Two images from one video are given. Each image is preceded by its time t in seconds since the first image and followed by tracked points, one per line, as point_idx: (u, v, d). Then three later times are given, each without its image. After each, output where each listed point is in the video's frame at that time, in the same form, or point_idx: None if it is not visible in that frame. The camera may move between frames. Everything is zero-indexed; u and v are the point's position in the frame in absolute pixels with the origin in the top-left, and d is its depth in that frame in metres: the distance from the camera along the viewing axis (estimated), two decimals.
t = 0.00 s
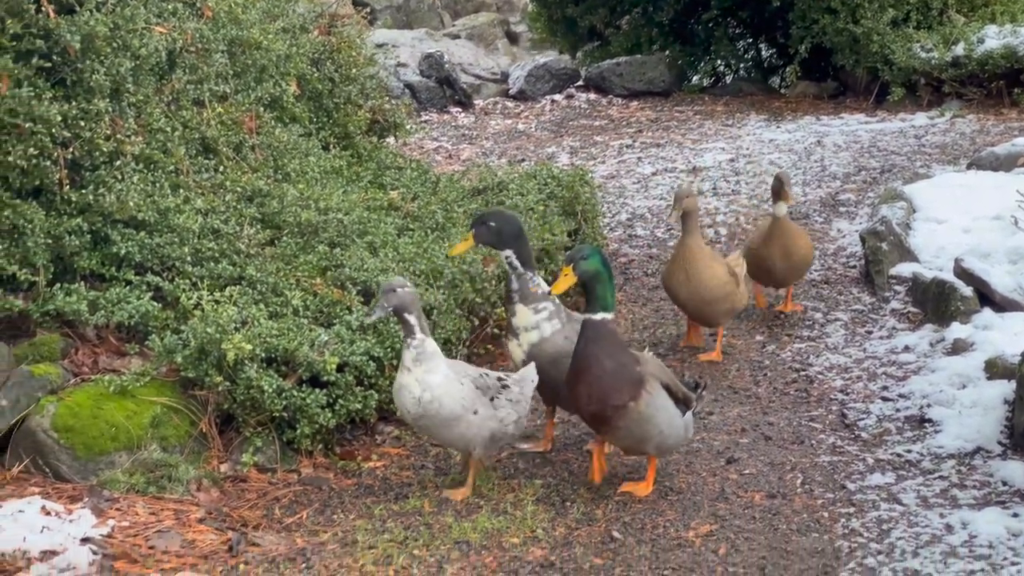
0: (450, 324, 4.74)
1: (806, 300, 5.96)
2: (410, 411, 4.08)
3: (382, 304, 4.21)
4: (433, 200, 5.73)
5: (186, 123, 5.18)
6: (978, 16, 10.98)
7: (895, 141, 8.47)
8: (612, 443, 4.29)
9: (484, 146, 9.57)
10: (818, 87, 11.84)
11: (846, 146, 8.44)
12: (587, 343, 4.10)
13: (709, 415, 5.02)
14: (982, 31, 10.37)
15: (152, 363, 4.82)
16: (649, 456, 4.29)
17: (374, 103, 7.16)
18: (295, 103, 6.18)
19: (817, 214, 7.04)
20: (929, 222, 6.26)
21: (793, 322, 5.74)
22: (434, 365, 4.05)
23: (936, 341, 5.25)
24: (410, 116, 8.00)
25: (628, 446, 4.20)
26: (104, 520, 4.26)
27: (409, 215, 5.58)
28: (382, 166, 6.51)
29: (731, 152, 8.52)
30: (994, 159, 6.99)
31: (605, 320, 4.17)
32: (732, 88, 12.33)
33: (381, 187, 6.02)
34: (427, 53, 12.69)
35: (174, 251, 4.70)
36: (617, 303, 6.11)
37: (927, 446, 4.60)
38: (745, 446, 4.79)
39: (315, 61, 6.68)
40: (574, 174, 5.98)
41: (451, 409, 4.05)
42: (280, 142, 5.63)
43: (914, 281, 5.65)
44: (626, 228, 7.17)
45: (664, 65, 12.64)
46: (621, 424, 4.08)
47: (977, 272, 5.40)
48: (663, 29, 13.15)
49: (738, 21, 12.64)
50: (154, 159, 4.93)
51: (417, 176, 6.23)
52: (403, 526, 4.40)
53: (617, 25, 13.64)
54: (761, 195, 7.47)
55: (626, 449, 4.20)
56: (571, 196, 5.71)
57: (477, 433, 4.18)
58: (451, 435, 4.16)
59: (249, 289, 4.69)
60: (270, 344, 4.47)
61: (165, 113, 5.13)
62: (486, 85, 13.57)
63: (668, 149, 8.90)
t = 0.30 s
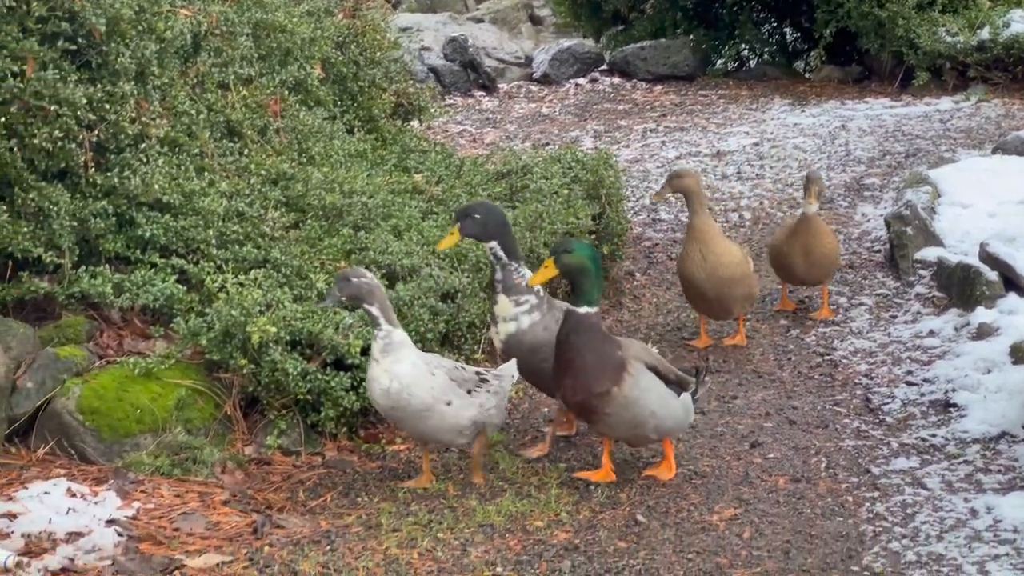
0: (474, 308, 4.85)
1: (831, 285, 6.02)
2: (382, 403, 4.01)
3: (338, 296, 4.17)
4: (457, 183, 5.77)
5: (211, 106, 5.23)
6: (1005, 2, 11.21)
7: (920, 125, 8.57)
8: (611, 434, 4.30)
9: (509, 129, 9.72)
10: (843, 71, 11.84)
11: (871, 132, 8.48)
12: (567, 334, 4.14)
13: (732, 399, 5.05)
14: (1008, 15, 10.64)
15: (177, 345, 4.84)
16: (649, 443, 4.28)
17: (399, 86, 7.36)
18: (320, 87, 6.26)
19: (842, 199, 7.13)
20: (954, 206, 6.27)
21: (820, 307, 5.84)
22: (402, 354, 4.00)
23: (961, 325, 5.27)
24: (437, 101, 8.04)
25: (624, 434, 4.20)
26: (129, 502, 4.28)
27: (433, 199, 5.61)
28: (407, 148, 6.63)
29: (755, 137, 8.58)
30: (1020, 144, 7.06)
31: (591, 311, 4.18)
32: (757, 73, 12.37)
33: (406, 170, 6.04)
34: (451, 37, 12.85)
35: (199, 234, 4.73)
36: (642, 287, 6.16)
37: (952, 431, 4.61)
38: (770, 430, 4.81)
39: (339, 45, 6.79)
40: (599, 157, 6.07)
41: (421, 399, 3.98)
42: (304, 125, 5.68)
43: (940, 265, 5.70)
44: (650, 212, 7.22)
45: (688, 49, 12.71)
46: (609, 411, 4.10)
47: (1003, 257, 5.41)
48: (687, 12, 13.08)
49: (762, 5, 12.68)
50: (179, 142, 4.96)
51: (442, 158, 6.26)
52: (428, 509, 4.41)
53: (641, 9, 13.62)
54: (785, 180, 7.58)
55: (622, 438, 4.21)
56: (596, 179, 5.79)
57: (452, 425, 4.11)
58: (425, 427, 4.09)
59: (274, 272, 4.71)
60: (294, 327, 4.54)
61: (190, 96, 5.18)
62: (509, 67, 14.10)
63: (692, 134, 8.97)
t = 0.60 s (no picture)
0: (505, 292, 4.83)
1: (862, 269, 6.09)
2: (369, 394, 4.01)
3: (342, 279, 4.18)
4: (488, 166, 5.87)
5: (242, 89, 5.33)
6: None
7: (950, 109, 8.86)
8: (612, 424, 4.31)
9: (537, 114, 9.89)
10: (872, 55, 12.09)
11: (899, 115, 8.79)
12: (576, 324, 4.12)
13: (761, 382, 5.08)
14: None
15: (207, 328, 4.86)
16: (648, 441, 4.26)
17: (428, 70, 7.58)
18: (349, 71, 6.48)
19: (871, 182, 7.28)
20: (984, 191, 6.41)
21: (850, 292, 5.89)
22: (389, 347, 3.96)
23: (991, 310, 5.33)
24: (466, 80, 8.30)
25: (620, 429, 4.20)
26: (161, 483, 4.30)
27: (464, 181, 5.64)
28: (436, 133, 6.77)
29: (784, 121, 8.89)
30: None
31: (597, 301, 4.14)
32: (785, 57, 12.54)
33: (435, 152, 6.19)
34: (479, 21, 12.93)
35: (229, 217, 4.76)
36: (670, 271, 6.21)
37: (982, 416, 4.63)
38: (799, 414, 4.83)
39: (370, 28, 7.07)
40: (627, 142, 6.22)
41: (397, 395, 3.93)
42: (335, 108, 5.77)
43: (970, 251, 5.79)
44: (680, 196, 7.24)
45: (717, 32, 12.70)
46: (606, 406, 4.09)
47: None
48: None
49: None
50: (209, 125, 5.04)
51: (472, 142, 6.37)
52: (458, 492, 4.41)
53: None
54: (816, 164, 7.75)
55: (619, 431, 4.21)
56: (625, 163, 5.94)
57: (437, 426, 4.01)
58: (411, 423, 4.03)
59: (304, 255, 4.73)
60: (326, 310, 4.60)
61: (220, 80, 5.27)
62: (537, 52, 14.02)
63: (721, 118, 9.24)
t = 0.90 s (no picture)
0: (537, 277, 4.77)
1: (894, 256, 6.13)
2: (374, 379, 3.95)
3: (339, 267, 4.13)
4: (518, 151, 5.99)
5: (274, 75, 5.39)
6: None
7: (983, 97, 9.07)
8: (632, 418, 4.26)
9: (568, 99, 9.94)
10: (904, 40, 12.19)
11: (933, 101, 8.97)
12: (600, 318, 4.06)
13: (792, 368, 5.09)
14: None
15: (239, 314, 4.87)
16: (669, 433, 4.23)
17: (460, 55, 7.68)
18: (380, 57, 6.62)
19: (903, 168, 7.36)
20: (1018, 177, 6.43)
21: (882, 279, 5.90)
22: (399, 329, 3.93)
23: None
24: (496, 67, 8.39)
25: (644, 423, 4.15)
26: (193, 468, 4.31)
27: (495, 167, 5.77)
28: (467, 118, 6.86)
29: (816, 107, 9.05)
30: None
31: (622, 291, 4.09)
32: (817, 43, 12.60)
33: (465, 139, 6.30)
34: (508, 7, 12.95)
35: (261, 202, 4.77)
36: (700, 257, 6.24)
37: (1016, 403, 4.64)
38: (831, 400, 4.82)
39: (401, 14, 7.14)
40: (658, 127, 6.27)
41: (406, 375, 3.88)
42: (365, 94, 5.92)
43: (1004, 237, 5.79)
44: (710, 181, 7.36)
45: (748, 18, 12.69)
46: (632, 401, 4.04)
47: None
48: None
49: None
50: (241, 111, 5.08)
51: (503, 128, 6.44)
52: (490, 477, 4.40)
53: None
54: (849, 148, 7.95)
55: (642, 425, 4.16)
56: (656, 149, 5.99)
57: (441, 410, 3.97)
58: (416, 410, 3.97)
59: (335, 240, 4.73)
60: (356, 295, 4.64)
61: (252, 64, 5.31)
62: (568, 37, 14.01)
63: (754, 104, 9.36)
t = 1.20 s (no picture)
0: (563, 262, 4.75)
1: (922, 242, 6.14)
2: (394, 364, 3.92)
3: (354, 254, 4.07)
4: (544, 138, 6.03)
5: (300, 60, 5.47)
6: None
7: (1012, 82, 9.07)
8: (645, 410, 4.19)
9: (593, 86, 9.96)
10: (932, 26, 12.18)
11: (961, 86, 8.97)
12: (614, 303, 4.00)
13: (819, 354, 5.09)
14: None
15: (265, 299, 4.87)
16: (684, 422, 4.17)
17: (486, 41, 7.70)
18: (406, 42, 6.62)
19: (932, 154, 7.40)
20: None
21: (912, 266, 5.95)
22: (420, 315, 3.89)
23: None
24: (521, 53, 8.41)
25: (661, 410, 4.08)
26: (218, 454, 4.30)
27: (521, 152, 5.87)
28: (493, 103, 6.90)
29: (843, 93, 9.07)
30: None
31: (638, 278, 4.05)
32: (844, 28, 12.58)
33: (493, 125, 6.33)
34: None
35: (287, 187, 4.79)
36: (726, 243, 6.26)
37: None
38: (858, 387, 4.81)
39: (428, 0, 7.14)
40: (684, 113, 6.29)
41: (429, 361, 3.85)
42: (391, 80, 5.96)
43: None
44: (736, 167, 7.41)
45: (774, 4, 12.68)
46: (652, 385, 3.98)
47: None
48: None
49: None
50: (267, 96, 5.12)
51: (528, 113, 6.49)
52: (516, 463, 4.40)
53: None
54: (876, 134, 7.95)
55: (659, 413, 4.09)
56: (683, 135, 6.00)
57: (463, 396, 3.94)
58: (435, 396, 3.94)
59: (361, 225, 4.73)
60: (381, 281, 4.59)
61: (278, 51, 5.38)
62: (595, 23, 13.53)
63: (780, 90, 9.37)
